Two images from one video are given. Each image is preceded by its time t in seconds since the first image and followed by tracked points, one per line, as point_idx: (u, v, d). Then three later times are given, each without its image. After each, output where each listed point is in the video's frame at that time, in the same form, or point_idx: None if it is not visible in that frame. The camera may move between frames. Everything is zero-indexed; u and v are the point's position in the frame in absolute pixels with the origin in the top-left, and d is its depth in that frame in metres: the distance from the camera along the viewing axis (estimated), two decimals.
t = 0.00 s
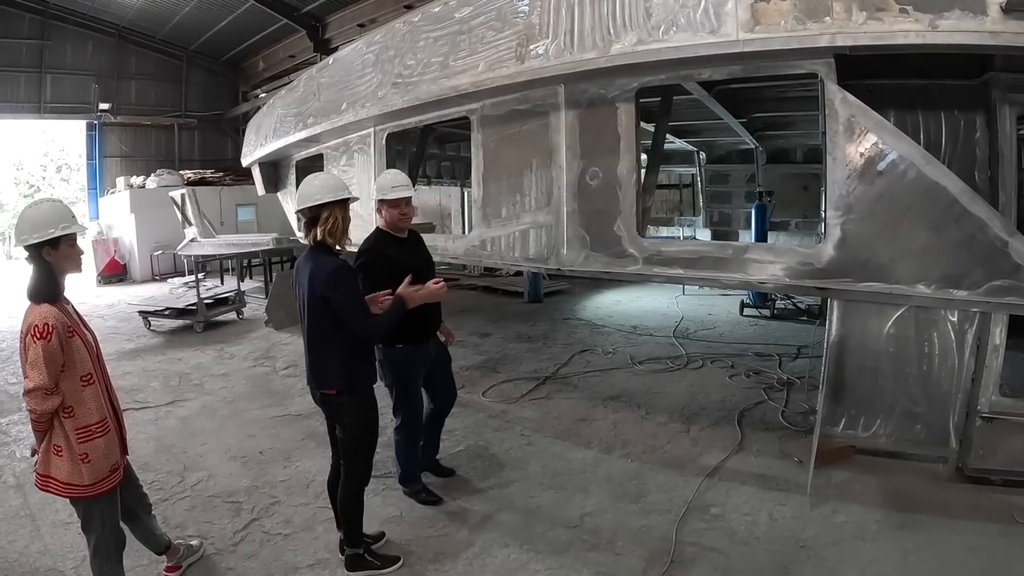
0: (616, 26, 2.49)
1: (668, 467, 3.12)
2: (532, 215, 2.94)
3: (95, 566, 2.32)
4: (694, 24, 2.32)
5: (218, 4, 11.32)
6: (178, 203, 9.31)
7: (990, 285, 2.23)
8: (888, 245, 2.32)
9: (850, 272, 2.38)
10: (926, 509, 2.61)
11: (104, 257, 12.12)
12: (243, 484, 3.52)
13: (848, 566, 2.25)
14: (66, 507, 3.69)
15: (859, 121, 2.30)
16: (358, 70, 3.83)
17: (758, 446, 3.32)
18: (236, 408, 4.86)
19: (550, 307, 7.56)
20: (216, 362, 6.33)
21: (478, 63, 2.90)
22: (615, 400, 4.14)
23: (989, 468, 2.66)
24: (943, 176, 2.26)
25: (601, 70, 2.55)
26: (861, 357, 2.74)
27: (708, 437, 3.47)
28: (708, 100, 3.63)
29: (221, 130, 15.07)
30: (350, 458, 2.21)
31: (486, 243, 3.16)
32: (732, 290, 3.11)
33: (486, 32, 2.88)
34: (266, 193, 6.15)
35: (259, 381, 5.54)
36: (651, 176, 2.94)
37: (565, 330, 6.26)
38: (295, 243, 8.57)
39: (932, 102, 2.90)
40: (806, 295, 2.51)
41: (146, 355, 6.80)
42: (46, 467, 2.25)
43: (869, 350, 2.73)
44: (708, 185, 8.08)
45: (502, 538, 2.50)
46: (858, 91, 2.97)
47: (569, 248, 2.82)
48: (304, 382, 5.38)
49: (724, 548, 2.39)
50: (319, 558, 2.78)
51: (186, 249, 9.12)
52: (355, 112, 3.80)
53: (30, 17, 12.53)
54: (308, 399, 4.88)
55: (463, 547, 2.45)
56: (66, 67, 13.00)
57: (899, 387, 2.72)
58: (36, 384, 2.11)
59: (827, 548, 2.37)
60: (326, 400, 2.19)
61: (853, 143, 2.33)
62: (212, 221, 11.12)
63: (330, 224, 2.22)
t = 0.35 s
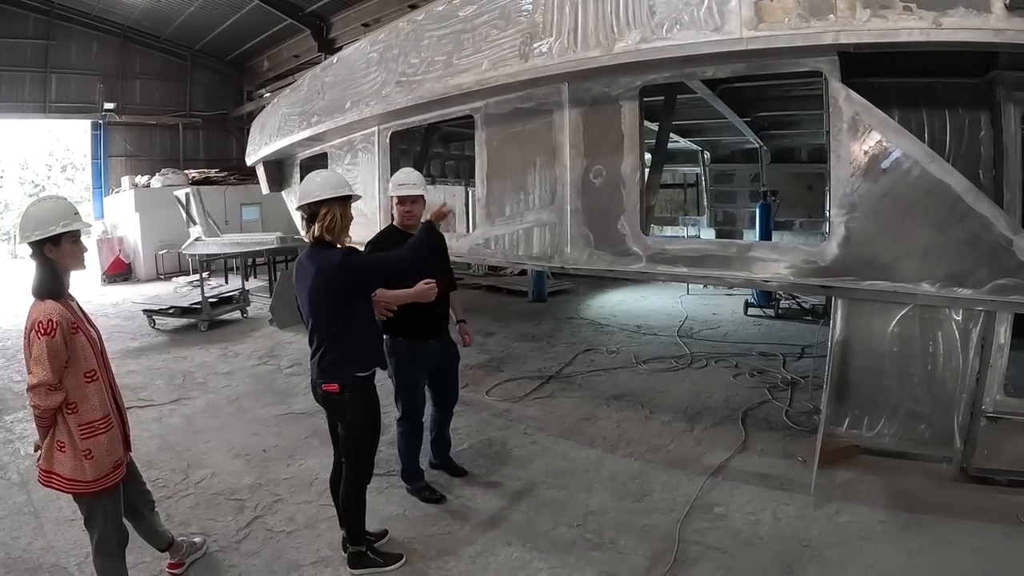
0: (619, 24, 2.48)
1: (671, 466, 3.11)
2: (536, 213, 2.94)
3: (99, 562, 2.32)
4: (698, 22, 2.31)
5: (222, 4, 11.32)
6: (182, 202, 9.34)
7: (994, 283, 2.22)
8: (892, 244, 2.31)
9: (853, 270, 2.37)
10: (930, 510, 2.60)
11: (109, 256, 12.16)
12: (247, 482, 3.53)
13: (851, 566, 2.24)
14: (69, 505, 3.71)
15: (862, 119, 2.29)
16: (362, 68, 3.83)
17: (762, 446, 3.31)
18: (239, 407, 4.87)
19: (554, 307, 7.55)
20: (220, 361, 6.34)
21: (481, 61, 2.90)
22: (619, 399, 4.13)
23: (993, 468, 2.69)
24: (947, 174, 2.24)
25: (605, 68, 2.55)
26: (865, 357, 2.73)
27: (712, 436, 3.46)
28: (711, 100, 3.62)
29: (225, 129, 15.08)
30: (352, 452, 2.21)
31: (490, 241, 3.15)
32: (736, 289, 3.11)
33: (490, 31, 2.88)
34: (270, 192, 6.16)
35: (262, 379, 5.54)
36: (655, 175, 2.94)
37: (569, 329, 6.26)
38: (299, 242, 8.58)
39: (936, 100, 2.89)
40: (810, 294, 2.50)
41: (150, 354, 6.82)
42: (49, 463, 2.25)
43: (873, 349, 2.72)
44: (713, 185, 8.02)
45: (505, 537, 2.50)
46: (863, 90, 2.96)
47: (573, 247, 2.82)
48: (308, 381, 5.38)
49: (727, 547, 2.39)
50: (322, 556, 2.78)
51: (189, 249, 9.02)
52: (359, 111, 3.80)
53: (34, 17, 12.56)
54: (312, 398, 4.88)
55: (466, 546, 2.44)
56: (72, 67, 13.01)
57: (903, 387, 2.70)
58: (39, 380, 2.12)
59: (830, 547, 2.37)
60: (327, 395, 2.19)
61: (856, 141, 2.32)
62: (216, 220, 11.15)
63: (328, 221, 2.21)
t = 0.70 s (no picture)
0: (646, 39, 2.61)
1: (690, 464, 3.23)
2: (562, 220, 3.07)
3: (146, 558, 2.37)
4: (722, 40, 2.44)
5: (235, 7, 11.49)
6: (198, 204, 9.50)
7: (1000, 289, 2.34)
8: (904, 252, 2.43)
9: (867, 277, 2.49)
10: (941, 506, 2.72)
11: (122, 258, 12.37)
12: (277, 480, 3.67)
13: (865, 558, 2.36)
14: (102, 503, 3.84)
15: (876, 134, 2.41)
16: (389, 77, 3.96)
17: (777, 445, 3.42)
18: (263, 407, 5.01)
19: (567, 311, 7.67)
20: (240, 362, 6.49)
21: (511, 73, 3.03)
22: (636, 400, 4.26)
23: (998, 466, 2.82)
24: (956, 186, 2.36)
25: (633, 82, 2.67)
26: (877, 360, 2.84)
27: (728, 436, 3.58)
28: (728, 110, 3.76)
29: (237, 132, 15.26)
30: (395, 447, 2.36)
31: (517, 246, 3.28)
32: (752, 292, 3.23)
33: (519, 43, 3.01)
34: (290, 195, 6.29)
35: (284, 380, 5.67)
36: (676, 183, 3.06)
37: (583, 332, 6.38)
38: (315, 245, 8.71)
39: (944, 113, 3.02)
40: (825, 299, 2.62)
41: (170, 355, 6.98)
42: (98, 463, 2.29)
43: (885, 352, 2.83)
44: (724, 190, 8.20)
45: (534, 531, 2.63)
46: (875, 102, 3.08)
47: (599, 253, 2.96)
48: (330, 382, 5.52)
49: (747, 540, 2.51)
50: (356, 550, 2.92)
51: (203, 250, 9.11)
52: (387, 118, 3.93)
53: (47, 20, 12.78)
54: (335, 399, 5.01)
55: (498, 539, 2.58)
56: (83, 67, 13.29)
57: (913, 389, 2.82)
58: (95, 380, 2.16)
59: (845, 540, 2.49)
60: (371, 394, 2.33)
61: (870, 154, 2.44)
62: (230, 222, 11.30)
63: (377, 228, 2.35)
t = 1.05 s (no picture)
0: (664, 49, 2.74)
1: (704, 457, 3.35)
2: (582, 222, 3.20)
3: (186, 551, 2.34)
4: (738, 49, 2.57)
5: (242, 10, 11.60)
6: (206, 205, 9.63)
7: (1000, 286, 2.47)
8: (910, 252, 2.55)
9: (875, 276, 2.61)
10: (946, 496, 2.85)
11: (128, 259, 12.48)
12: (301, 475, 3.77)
13: (875, 543, 2.48)
14: (127, 498, 3.94)
15: (882, 140, 2.53)
16: (408, 81, 4.07)
17: (786, 439, 3.55)
18: (281, 405, 5.10)
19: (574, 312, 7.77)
20: (255, 361, 6.58)
21: (532, 79, 3.16)
22: (648, 397, 4.37)
23: (1003, 457, 2.90)
24: (959, 189, 2.48)
25: (652, 89, 2.80)
26: (883, 356, 2.96)
27: (739, 430, 3.70)
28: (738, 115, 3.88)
29: (242, 134, 15.36)
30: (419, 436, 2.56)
31: (537, 246, 3.40)
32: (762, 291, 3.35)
33: (540, 51, 3.13)
34: (304, 196, 6.38)
35: (299, 379, 5.76)
36: (691, 185, 3.19)
37: (592, 332, 6.49)
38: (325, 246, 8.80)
39: (948, 118, 3.14)
40: (834, 297, 2.75)
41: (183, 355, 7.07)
42: (142, 456, 2.28)
43: (891, 348, 2.95)
44: (729, 192, 8.29)
45: (558, 520, 2.75)
46: (881, 108, 3.20)
47: (618, 252, 3.08)
48: (345, 380, 5.62)
49: (761, 527, 2.63)
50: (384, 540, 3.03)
51: (211, 252, 9.09)
52: (407, 121, 4.04)
53: (54, 21, 12.94)
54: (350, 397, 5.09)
55: (523, 528, 2.70)
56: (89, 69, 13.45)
57: (917, 383, 2.93)
58: (142, 374, 2.15)
59: (854, 527, 2.61)
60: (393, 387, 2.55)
61: (878, 159, 2.56)
62: (237, 223, 11.39)
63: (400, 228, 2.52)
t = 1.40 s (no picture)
0: (675, 66, 2.88)
1: (711, 458, 3.46)
2: (595, 231, 3.32)
3: (216, 548, 2.43)
4: (746, 67, 2.70)
5: (248, 16, 11.70)
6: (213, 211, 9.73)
7: (995, 293, 2.59)
8: (908, 261, 2.67)
9: (875, 283, 2.73)
10: (943, 494, 2.97)
11: (132, 263, 12.54)
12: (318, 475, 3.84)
13: (878, 538, 2.60)
14: (146, 499, 4.00)
15: (882, 154, 2.66)
16: (422, 92, 4.19)
17: (790, 440, 3.66)
18: (293, 408, 5.17)
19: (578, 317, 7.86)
20: (264, 365, 6.64)
21: (547, 92, 3.29)
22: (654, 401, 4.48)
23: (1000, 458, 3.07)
24: (955, 201, 2.60)
25: (664, 104, 2.92)
26: (884, 360, 3.08)
27: (745, 433, 3.81)
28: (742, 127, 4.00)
29: (245, 139, 15.43)
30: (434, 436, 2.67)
31: (550, 254, 3.52)
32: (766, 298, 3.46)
33: (554, 65, 3.27)
34: (314, 204, 6.45)
35: (310, 383, 5.82)
36: (700, 196, 3.32)
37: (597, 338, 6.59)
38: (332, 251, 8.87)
39: (945, 131, 3.26)
40: (836, 302, 2.86)
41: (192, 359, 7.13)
42: (177, 457, 2.39)
43: (891, 353, 3.07)
44: (730, 200, 8.43)
45: (573, 518, 2.86)
46: (882, 121, 3.33)
47: (629, 261, 3.20)
48: (356, 385, 5.69)
49: (769, 524, 2.74)
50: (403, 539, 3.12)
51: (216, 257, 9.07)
52: (421, 132, 4.15)
53: (58, 25, 13.03)
54: (362, 401, 5.14)
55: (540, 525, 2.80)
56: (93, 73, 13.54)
57: (917, 386, 3.05)
58: (181, 378, 2.26)
59: (857, 523, 2.73)
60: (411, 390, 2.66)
61: (878, 172, 2.68)
62: (242, 229, 11.46)
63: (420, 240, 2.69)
